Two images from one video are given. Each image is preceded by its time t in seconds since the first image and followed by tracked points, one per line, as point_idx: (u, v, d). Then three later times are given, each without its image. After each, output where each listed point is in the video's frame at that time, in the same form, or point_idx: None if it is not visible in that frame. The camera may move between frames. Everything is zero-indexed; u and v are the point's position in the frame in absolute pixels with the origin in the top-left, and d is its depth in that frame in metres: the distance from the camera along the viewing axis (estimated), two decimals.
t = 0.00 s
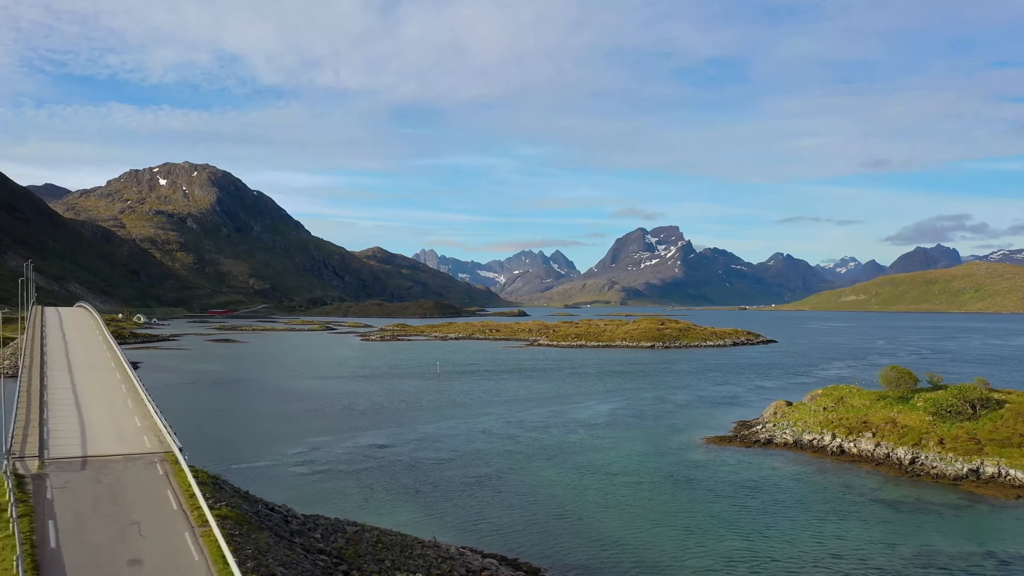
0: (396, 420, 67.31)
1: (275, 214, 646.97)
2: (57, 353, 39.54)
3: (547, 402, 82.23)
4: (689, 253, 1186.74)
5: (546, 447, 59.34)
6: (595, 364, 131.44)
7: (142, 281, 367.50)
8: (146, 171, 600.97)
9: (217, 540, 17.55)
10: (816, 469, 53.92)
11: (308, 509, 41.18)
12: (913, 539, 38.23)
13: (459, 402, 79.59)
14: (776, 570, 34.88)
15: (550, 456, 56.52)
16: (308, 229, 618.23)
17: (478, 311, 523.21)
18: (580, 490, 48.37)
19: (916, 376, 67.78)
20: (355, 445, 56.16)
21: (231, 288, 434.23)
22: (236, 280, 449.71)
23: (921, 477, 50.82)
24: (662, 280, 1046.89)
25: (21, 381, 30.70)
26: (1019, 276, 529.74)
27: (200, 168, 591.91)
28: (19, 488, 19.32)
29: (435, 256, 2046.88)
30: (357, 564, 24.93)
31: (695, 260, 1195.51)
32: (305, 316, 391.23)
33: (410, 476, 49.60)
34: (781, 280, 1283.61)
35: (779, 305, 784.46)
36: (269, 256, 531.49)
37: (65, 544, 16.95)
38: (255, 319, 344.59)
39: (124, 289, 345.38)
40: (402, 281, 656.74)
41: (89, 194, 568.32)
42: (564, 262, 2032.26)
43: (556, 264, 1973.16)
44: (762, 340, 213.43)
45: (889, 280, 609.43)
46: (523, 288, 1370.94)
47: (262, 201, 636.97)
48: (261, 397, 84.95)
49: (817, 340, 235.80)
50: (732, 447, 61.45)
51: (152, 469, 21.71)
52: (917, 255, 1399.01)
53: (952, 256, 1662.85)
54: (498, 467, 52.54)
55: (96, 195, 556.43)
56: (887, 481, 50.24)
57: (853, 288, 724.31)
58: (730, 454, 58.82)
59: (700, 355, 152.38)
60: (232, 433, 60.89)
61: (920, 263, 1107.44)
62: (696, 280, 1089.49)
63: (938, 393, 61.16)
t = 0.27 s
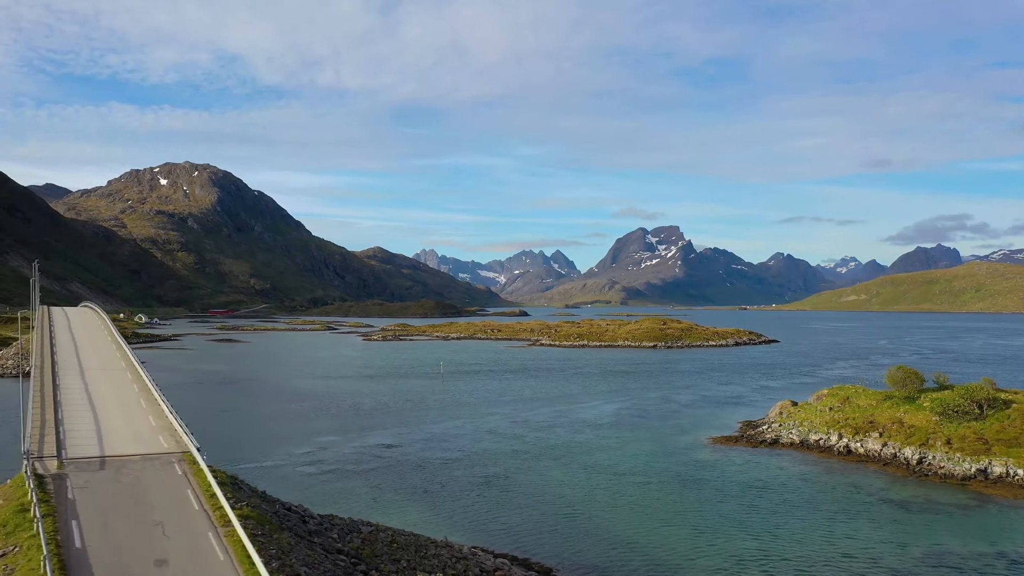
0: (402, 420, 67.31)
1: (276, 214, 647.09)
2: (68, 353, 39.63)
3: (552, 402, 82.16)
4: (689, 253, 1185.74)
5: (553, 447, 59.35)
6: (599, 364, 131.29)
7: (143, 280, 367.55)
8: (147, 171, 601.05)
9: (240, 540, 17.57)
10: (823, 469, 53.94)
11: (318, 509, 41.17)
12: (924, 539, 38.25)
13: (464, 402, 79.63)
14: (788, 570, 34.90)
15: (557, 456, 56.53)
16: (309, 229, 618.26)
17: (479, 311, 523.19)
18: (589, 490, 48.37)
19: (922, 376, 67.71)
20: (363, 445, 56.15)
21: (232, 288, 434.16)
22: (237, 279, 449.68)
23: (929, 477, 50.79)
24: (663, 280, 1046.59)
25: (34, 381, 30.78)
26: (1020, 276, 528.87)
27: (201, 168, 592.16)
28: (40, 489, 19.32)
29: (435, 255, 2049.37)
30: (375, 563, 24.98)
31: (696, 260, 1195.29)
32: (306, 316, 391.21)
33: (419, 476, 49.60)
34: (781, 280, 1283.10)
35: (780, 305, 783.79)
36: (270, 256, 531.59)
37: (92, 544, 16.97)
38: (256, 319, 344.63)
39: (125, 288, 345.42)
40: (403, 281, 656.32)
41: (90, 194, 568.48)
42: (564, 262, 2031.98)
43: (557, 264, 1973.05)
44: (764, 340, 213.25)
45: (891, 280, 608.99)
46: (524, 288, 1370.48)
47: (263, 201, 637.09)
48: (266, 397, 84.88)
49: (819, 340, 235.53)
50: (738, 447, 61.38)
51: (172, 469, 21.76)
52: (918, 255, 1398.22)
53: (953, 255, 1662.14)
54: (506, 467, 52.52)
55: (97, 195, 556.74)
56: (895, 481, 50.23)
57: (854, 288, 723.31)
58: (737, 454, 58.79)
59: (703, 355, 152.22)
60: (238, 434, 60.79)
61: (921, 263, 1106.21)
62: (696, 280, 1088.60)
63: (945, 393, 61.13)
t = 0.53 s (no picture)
0: (408, 420, 67.34)
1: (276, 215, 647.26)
2: (78, 353, 39.77)
3: (557, 402, 82.18)
4: (690, 252, 1185.32)
5: (560, 447, 59.40)
6: (602, 364, 131.35)
7: (144, 280, 367.73)
8: (148, 171, 601.40)
9: (262, 539, 17.57)
10: (830, 469, 53.99)
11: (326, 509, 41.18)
12: (933, 539, 38.24)
13: (469, 402, 79.68)
14: (799, 570, 34.85)
15: (563, 456, 56.54)
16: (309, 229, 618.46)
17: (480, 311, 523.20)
18: (597, 490, 48.37)
19: (928, 376, 67.73)
20: (369, 446, 56.14)
21: (232, 288, 434.23)
22: (238, 280, 449.76)
23: (937, 477, 50.80)
24: (663, 280, 1046.69)
25: (47, 381, 30.91)
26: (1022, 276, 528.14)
27: (202, 168, 592.37)
28: (60, 489, 19.35)
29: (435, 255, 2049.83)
30: (392, 563, 24.98)
31: (697, 260, 1195.53)
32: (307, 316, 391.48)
33: (426, 476, 49.61)
34: (782, 280, 1282.88)
35: (780, 305, 783.71)
36: (271, 256, 531.71)
37: (116, 545, 16.99)
38: (257, 319, 344.66)
39: (126, 288, 345.59)
40: (404, 281, 656.33)
41: (91, 194, 568.90)
42: (564, 262, 2031.99)
43: (558, 264, 1973.77)
44: (766, 340, 213.21)
45: (891, 280, 608.79)
46: (524, 288, 1370.44)
47: (263, 201, 637.32)
48: (270, 396, 84.95)
49: (820, 340, 235.45)
50: (745, 447, 61.41)
51: (190, 468, 21.78)
52: (918, 255, 1397.74)
53: (953, 255, 1661.09)
54: (514, 467, 52.55)
55: (98, 195, 557.12)
56: (903, 481, 50.25)
57: (854, 288, 722.82)
58: (743, 454, 58.86)
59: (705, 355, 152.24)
60: (244, 434, 60.79)
61: (921, 263, 1105.55)
62: (697, 280, 1088.40)
63: (951, 393, 61.15)
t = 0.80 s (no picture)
0: (414, 421, 67.35)
1: (277, 214, 647.37)
2: (87, 354, 39.92)
3: (561, 402, 82.18)
4: (690, 252, 1185.02)
5: (566, 447, 59.43)
6: (605, 364, 131.31)
7: (145, 280, 367.85)
8: (148, 171, 601.68)
9: (285, 539, 17.57)
10: (837, 469, 53.99)
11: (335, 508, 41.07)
12: (943, 539, 38.31)
13: (474, 402, 79.68)
14: (810, 569, 34.82)
15: (570, 456, 56.54)
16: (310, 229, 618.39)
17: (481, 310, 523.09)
18: (605, 490, 48.39)
19: (934, 375, 67.73)
20: (376, 446, 56.13)
21: (233, 288, 434.16)
22: (238, 279, 449.82)
23: (945, 477, 50.79)
24: (664, 280, 1046.92)
25: (59, 381, 31.03)
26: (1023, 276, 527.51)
27: (202, 168, 592.66)
28: (81, 489, 19.41)
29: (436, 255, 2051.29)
30: (410, 564, 24.95)
31: (697, 260, 1194.95)
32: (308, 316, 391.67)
33: (434, 476, 49.63)
34: (783, 280, 1282.44)
35: (781, 305, 783.37)
36: (271, 256, 531.73)
37: (140, 543, 17.03)
38: (258, 319, 344.81)
39: (127, 288, 345.71)
40: (405, 281, 656.21)
41: (92, 194, 569.55)
42: (565, 262, 2032.48)
43: (558, 264, 1973.45)
44: (768, 340, 212.93)
45: (892, 280, 608.55)
46: (525, 288, 1370.43)
47: (264, 201, 637.41)
48: (274, 396, 84.94)
49: (822, 340, 235.44)
50: (751, 447, 61.46)
51: (209, 468, 21.82)
52: (919, 255, 1397.22)
53: (953, 255, 1660.11)
54: (521, 467, 52.54)
55: (98, 195, 557.28)
56: (911, 481, 50.23)
57: (855, 288, 720.52)
58: (749, 454, 58.90)
59: (708, 355, 152.28)
60: (249, 435, 60.73)
61: (922, 263, 1105.07)
62: (697, 280, 1088.19)
63: (957, 393, 61.14)
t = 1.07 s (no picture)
0: (420, 420, 67.34)
1: (278, 214, 647.07)
2: (97, 353, 40.06)
3: (566, 402, 82.16)
4: (690, 252, 1184.37)
5: (573, 447, 59.46)
6: (608, 364, 131.24)
7: (146, 280, 367.74)
8: (149, 171, 601.88)
9: (307, 540, 17.58)
10: (844, 469, 54.00)
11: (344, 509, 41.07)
12: (953, 539, 38.35)
13: (480, 402, 79.64)
14: (822, 569, 34.83)
15: (577, 456, 56.52)
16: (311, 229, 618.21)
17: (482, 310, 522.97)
18: (614, 490, 48.39)
19: (939, 375, 67.76)
20: (383, 445, 56.14)
21: (234, 288, 434.07)
22: (239, 279, 449.71)
23: (952, 477, 50.81)
24: (665, 280, 1046.78)
25: (71, 379, 31.13)
26: None
27: (203, 168, 592.54)
28: (102, 489, 19.48)
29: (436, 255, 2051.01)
30: (427, 564, 24.96)
31: (698, 260, 1194.38)
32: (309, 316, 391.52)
33: (442, 476, 49.61)
34: (783, 280, 1282.13)
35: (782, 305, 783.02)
36: (272, 256, 531.71)
37: (164, 544, 17.04)
38: (259, 319, 344.66)
39: (128, 288, 345.56)
40: (405, 281, 655.99)
41: (92, 194, 569.41)
42: (565, 262, 2032.39)
43: (559, 264, 1973.35)
44: (771, 340, 212.81)
45: (893, 280, 608.01)
46: (525, 288, 1370.68)
47: (265, 201, 637.27)
48: (278, 397, 84.91)
49: (824, 340, 235.29)
50: (757, 447, 61.48)
51: (227, 468, 21.89)
52: (919, 255, 1396.79)
53: (954, 255, 1659.45)
54: (529, 467, 52.55)
55: (99, 195, 557.16)
56: (918, 482, 50.31)
57: (856, 288, 720.10)
58: (756, 454, 58.89)
59: (710, 355, 152.22)
60: (253, 435, 60.64)
61: (922, 263, 1104.31)
62: (698, 280, 1088.09)
63: (964, 393, 61.12)
